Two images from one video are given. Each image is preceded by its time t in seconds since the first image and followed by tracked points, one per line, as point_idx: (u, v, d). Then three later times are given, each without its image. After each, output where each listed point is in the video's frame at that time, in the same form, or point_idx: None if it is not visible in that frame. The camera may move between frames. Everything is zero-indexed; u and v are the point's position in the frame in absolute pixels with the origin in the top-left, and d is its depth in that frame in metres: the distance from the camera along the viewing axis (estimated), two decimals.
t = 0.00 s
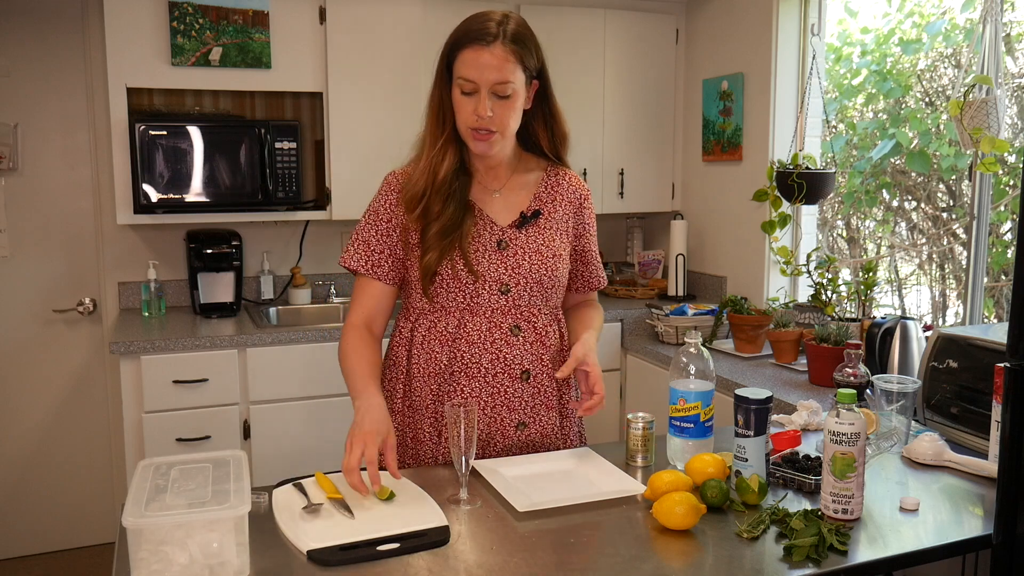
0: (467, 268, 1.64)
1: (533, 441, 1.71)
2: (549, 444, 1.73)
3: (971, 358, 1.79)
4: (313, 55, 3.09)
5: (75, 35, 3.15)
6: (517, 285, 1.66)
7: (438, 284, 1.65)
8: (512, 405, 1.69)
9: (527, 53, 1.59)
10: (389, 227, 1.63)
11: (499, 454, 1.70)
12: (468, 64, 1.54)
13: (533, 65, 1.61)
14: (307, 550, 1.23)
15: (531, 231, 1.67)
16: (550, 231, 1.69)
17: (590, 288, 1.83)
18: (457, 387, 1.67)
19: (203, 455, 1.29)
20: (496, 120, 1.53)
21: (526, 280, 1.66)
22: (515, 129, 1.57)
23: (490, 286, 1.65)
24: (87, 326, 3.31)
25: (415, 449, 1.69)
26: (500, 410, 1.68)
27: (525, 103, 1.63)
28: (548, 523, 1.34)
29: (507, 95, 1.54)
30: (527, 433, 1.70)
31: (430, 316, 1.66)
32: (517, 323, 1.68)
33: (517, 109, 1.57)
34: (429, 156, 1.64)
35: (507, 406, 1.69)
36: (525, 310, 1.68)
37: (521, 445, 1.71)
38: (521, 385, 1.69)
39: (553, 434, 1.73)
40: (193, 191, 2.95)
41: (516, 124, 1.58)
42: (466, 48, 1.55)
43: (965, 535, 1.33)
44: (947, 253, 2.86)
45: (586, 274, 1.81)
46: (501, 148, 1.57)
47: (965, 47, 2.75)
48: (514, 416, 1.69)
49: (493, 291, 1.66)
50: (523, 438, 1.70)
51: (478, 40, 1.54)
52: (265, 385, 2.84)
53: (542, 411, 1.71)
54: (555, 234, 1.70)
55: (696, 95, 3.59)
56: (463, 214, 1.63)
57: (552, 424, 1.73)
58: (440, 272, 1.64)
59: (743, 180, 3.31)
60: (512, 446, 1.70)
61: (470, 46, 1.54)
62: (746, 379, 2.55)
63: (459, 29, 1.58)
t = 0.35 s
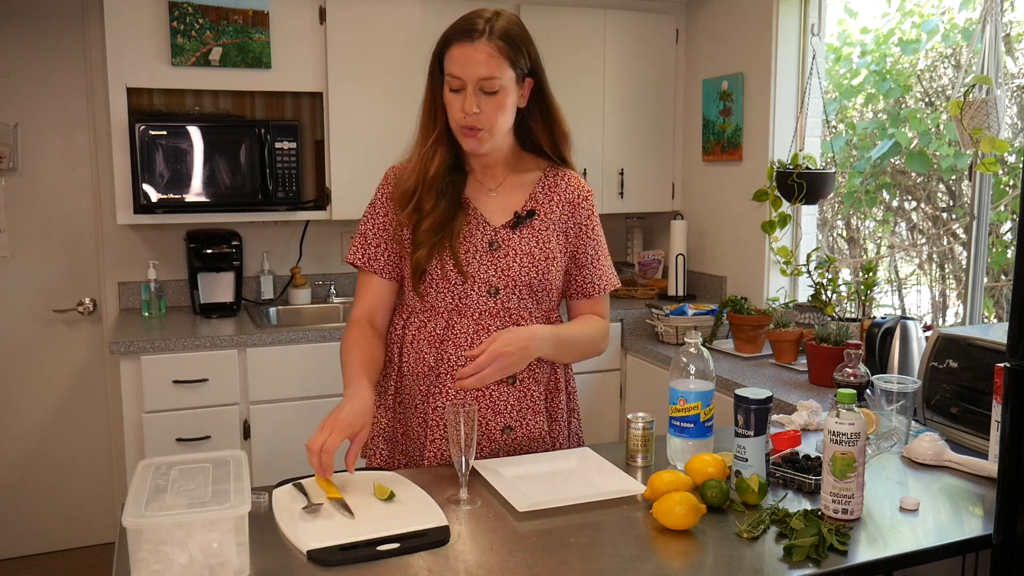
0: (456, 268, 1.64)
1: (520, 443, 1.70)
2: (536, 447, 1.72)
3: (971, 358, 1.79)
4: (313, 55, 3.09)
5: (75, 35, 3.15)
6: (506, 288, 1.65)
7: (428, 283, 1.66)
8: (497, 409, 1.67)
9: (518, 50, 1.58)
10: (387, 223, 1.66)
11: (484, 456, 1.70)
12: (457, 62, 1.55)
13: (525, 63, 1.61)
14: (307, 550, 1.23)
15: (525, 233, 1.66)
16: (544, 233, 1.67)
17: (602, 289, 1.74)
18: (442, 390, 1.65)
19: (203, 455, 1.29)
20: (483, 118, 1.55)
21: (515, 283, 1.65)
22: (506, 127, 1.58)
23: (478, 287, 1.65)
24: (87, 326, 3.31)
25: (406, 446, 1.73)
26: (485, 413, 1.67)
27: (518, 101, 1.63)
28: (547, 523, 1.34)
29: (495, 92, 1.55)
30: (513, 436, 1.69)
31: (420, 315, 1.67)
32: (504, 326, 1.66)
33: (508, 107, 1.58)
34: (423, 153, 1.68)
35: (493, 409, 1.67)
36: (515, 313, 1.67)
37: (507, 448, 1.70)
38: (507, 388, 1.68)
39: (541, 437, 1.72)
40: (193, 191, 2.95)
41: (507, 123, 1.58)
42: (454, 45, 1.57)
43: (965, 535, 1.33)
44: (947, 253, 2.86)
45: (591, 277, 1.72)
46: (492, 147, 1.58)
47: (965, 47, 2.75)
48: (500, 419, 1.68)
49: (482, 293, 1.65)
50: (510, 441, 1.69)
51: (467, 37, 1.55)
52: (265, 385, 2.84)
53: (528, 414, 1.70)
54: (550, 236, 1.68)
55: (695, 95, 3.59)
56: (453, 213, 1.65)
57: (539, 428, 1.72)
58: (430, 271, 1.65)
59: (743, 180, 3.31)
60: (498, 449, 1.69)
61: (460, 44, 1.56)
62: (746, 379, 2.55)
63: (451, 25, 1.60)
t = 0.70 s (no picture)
0: (428, 273, 1.67)
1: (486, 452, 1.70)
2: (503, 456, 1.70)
3: (971, 358, 1.79)
4: (313, 55, 3.09)
5: (75, 36, 3.15)
6: (475, 295, 1.65)
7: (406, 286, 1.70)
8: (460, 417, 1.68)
9: (501, 53, 1.57)
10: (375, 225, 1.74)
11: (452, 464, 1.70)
12: (440, 64, 1.55)
13: (508, 66, 1.59)
14: (307, 550, 1.23)
15: (499, 239, 1.64)
16: (519, 241, 1.64)
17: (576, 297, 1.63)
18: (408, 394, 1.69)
19: (204, 455, 1.29)
20: (467, 120, 1.55)
21: (484, 291, 1.65)
22: (492, 130, 1.58)
23: (447, 293, 1.66)
24: (87, 326, 3.31)
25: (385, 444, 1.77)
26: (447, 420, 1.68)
27: (505, 104, 1.62)
28: (547, 523, 1.34)
29: (476, 95, 1.55)
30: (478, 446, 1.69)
31: (398, 317, 1.72)
32: (471, 334, 1.67)
33: (493, 110, 1.57)
34: (411, 156, 1.71)
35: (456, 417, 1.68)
36: (484, 320, 1.66)
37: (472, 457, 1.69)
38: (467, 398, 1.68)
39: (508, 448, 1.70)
40: (193, 192, 2.95)
41: (494, 124, 1.58)
42: (438, 47, 1.57)
43: (965, 535, 1.33)
44: (947, 253, 2.86)
45: (552, 277, 1.59)
46: (479, 150, 1.58)
47: (965, 48, 2.75)
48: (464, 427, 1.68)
49: (452, 300, 1.66)
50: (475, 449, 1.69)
51: (450, 40, 1.56)
52: (265, 385, 2.84)
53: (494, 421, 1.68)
54: (524, 243, 1.64)
55: (696, 95, 3.59)
56: (429, 217, 1.67)
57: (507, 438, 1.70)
58: (408, 274, 1.69)
59: (743, 180, 3.31)
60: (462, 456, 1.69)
61: (443, 46, 1.56)
62: (746, 379, 2.55)
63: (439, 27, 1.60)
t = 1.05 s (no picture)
0: (416, 279, 1.67)
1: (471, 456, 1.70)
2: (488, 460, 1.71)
3: (971, 358, 1.79)
4: (313, 55, 3.09)
5: (75, 36, 3.15)
6: (461, 302, 1.65)
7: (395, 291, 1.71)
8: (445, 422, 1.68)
9: (489, 61, 1.58)
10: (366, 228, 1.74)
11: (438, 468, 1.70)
12: (428, 72, 1.56)
13: (496, 73, 1.59)
14: (308, 550, 1.23)
15: (487, 246, 1.64)
16: (507, 247, 1.64)
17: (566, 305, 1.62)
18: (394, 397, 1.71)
19: (204, 455, 1.29)
20: (455, 127, 1.55)
21: (470, 298, 1.65)
22: (480, 136, 1.58)
23: (434, 299, 1.66)
24: (87, 326, 3.31)
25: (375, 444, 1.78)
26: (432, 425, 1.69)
27: (494, 110, 1.62)
28: (547, 523, 1.34)
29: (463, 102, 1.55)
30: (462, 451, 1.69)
31: (388, 321, 1.73)
32: (458, 340, 1.67)
33: (482, 117, 1.58)
34: (402, 161, 1.71)
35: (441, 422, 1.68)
36: (470, 328, 1.66)
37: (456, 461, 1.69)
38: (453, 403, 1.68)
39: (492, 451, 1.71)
40: (193, 191, 2.95)
41: (483, 131, 1.59)
42: (426, 54, 1.57)
43: (965, 535, 1.33)
44: (947, 253, 2.86)
45: (545, 287, 1.59)
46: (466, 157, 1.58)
47: (964, 48, 2.75)
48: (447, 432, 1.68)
49: (438, 306, 1.66)
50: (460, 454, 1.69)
51: (437, 47, 1.56)
52: (265, 385, 2.84)
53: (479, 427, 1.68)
54: (513, 250, 1.64)
55: (695, 95, 3.59)
56: (418, 223, 1.67)
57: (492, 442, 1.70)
58: (397, 279, 1.70)
59: (743, 180, 3.31)
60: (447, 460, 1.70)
61: (431, 54, 1.56)
62: (746, 379, 2.55)
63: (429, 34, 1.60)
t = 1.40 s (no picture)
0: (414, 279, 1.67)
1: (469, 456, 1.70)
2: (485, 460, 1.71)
3: (971, 358, 1.79)
4: (313, 55, 3.09)
5: (75, 36, 3.15)
6: (459, 302, 1.65)
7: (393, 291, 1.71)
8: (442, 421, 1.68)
9: (487, 60, 1.57)
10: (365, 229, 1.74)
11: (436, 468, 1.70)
12: (426, 73, 1.56)
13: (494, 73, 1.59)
14: (308, 550, 1.23)
15: (485, 247, 1.64)
16: (506, 248, 1.64)
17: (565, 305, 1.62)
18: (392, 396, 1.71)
19: (204, 455, 1.29)
20: (453, 128, 1.55)
21: (468, 298, 1.65)
22: (478, 137, 1.58)
23: (432, 299, 1.66)
24: (87, 326, 3.31)
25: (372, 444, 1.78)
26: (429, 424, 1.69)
27: (492, 111, 1.62)
28: (547, 523, 1.34)
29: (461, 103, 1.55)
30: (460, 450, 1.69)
31: (387, 321, 1.73)
32: (455, 341, 1.67)
33: (480, 117, 1.58)
34: (400, 162, 1.71)
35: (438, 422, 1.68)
36: (468, 328, 1.66)
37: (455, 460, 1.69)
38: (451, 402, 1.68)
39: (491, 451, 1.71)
40: (193, 192, 2.95)
41: (481, 132, 1.59)
42: (423, 56, 1.57)
43: (965, 535, 1.33)
44: (947, 253, 2.87)
45: (543, 288, 1.60)
46: (464, 158, 1.59)
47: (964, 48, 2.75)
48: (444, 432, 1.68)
49: (436, 306, 1.66)
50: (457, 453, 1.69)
51: (435, 48, 1.56)
52: (265, 385, 2.84)
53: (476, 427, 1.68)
54: (511, 251, 1.64)
55: (695, 95, 3.59)
56: (419, 223, 1.67)
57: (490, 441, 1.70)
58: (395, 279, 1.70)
59: (743, 180, 3.31)
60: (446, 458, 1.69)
61: (429, 54, 1.56)
62: (746, 379, 2.55)
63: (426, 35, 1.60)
